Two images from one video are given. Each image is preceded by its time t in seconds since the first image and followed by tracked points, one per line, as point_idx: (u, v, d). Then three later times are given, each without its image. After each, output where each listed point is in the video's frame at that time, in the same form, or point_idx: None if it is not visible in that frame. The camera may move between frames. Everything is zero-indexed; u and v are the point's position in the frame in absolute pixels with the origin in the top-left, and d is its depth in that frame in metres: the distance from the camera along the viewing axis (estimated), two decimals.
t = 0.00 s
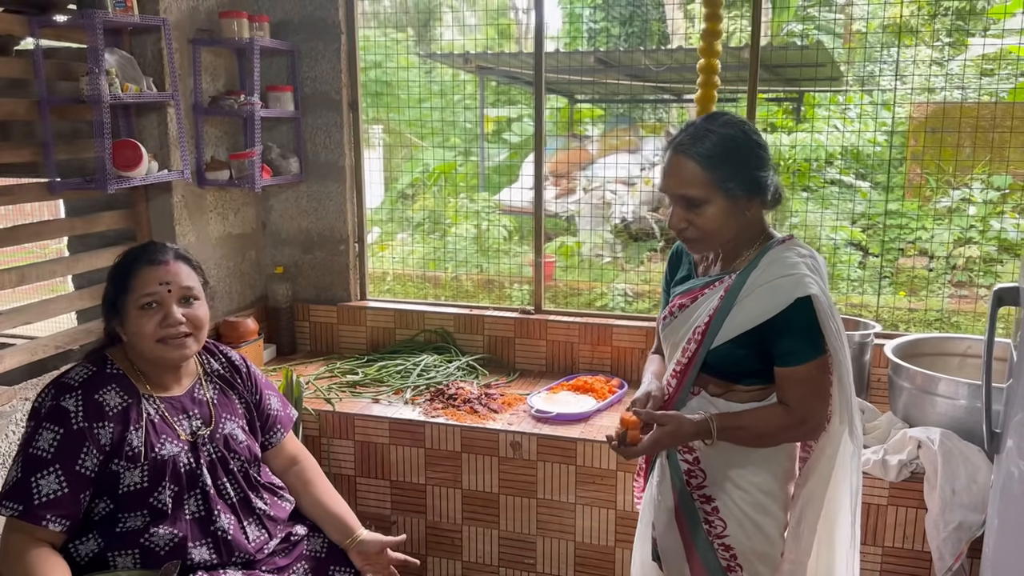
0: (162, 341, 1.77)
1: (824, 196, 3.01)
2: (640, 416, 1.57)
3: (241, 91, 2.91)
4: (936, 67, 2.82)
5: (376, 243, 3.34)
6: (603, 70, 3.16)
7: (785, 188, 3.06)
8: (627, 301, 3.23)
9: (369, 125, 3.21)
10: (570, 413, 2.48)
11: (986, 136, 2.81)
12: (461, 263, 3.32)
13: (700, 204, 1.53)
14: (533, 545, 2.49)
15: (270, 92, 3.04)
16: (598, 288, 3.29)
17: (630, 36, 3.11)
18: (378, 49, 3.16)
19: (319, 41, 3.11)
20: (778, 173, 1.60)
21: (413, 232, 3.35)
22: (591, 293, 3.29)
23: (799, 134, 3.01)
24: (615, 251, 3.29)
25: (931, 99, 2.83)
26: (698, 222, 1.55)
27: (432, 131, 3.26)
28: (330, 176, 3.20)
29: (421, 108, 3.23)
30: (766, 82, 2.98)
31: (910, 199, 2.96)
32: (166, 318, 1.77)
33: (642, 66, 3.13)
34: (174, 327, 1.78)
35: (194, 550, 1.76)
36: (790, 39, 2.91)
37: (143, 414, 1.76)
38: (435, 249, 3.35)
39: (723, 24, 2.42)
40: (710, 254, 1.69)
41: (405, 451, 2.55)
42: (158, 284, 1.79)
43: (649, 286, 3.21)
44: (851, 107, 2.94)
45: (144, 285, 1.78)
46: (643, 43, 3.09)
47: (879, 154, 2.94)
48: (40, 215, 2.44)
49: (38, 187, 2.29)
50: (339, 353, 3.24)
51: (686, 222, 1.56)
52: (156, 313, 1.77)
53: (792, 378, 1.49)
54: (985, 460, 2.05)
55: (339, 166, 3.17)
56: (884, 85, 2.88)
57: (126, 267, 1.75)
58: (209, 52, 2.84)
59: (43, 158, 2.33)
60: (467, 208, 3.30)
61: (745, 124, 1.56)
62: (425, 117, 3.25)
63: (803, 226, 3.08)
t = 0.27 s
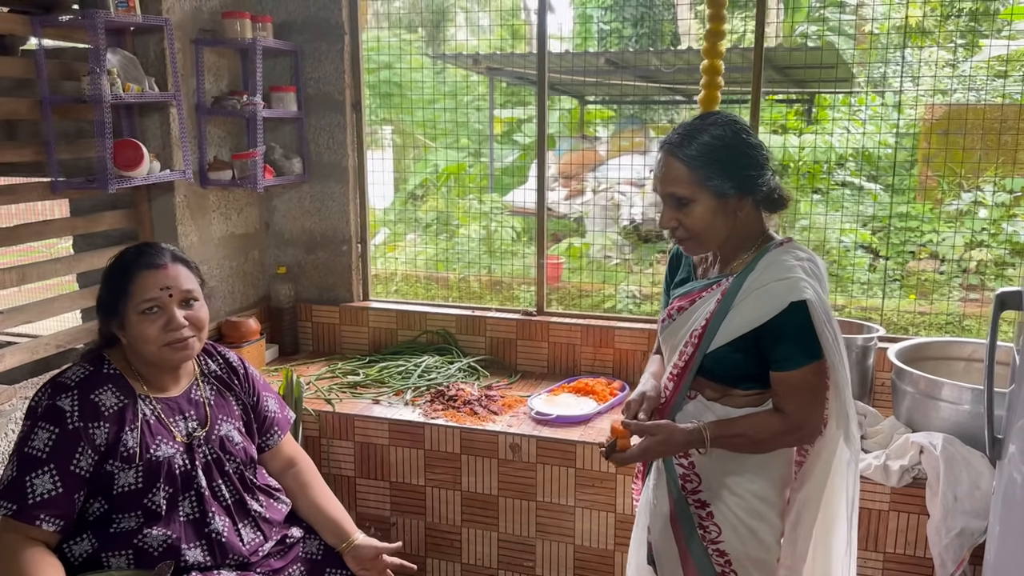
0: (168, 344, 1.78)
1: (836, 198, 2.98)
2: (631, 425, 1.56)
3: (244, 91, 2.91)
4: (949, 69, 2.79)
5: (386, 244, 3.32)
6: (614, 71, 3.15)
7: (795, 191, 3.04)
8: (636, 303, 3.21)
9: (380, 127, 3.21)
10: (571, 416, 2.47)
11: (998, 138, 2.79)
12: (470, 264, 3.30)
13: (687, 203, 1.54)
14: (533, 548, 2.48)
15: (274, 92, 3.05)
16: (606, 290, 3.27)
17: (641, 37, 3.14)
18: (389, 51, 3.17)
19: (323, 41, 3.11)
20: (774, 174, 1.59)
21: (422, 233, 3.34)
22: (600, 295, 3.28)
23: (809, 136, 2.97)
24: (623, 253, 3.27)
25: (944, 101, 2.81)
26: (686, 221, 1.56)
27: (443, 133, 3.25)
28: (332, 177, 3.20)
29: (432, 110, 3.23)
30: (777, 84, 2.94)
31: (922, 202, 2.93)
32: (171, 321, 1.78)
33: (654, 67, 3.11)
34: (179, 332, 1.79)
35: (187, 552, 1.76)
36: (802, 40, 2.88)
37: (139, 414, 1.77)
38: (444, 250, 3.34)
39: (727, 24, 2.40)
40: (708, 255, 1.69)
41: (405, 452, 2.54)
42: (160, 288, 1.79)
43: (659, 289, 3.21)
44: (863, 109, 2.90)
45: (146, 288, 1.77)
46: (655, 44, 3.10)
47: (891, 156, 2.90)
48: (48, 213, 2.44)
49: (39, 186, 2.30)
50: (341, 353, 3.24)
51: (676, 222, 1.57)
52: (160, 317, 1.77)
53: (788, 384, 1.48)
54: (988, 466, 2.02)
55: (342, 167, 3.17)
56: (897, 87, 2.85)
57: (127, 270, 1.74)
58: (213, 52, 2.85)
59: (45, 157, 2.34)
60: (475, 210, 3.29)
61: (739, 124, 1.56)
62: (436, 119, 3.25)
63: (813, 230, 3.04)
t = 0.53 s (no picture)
0: (170, 342, 1.79)
1: (845, 200, 2.93)
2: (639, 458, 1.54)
3: (248, 91, 2.92)
4: (960, 70, 2.77)
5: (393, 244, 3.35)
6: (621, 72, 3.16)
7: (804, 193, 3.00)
8: (643, 304, 3.16)
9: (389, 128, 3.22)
10: (571, 416, 2.46)
11: (1009, 140, 2.76)
12: (476, 264, 3.30)
13: (684, 211, 1.54)
14: (533, 549, 2.47)
15: (278, 92, 3.05)
16: (613, 290, 3.25)
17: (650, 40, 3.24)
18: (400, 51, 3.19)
19: (327, 40, 3.12)
20: (768, 171, 1.60)
21: (430, 232, 3.34)
22: (606, 295, 3.27)
23: (818, 137, 2.96)
24: (632, 254, 3.23)
25: (956, 103, 2.77)
26: (686, 227, 1.56)
27: (453, 133, 3.25)
28: (336, 176, 3.20)
29: (441, 110, 3.23)
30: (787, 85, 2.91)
31: (932, 203, 2.94)
32: (172, 320, 1.79)
33: (661, 68, 3.09)
34: (180, 329, 1.80)
35: (185, 550, 1.77)
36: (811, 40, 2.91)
37: (138, 412, 1.77)
38: (450, 250, 3.32)
39: (731, 24, 2.39)
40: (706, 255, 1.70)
41: (405, 452, 2.54)
42: (160, 287, 1.79)
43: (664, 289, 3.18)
44: (873, 110, 2.90)
45: (147, 287, 1.78)
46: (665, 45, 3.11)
47: (900, 158, 2.91)
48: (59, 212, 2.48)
49: (42, 185, 2.31)
50: (344, 352, 3.24)
51: (675, 229, 1.57)
52: (162, 316, 1.78)
53: (783, 386, 1.48)
54: (991, 470, 2.00)
55: (346, 166, 3.18)
56: (907, 88, 2.82)
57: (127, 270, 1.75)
58: (216, 52, 2.86)
59: (48, 156, 2.34)
60: (483, 210, 3.32)
61: (728, 125, 1.56)
62: (446, 119, 3.25)
63: (822, 231, 2.99)
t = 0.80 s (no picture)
0: (177, 340, 1.80)
1: (853, 201, 2.95)
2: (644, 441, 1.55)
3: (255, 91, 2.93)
4: (969, 71, 2.76)
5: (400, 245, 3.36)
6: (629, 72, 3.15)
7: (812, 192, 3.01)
8: (649, 305, 3.19)
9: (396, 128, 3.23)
10: (576, 416, 2.47)
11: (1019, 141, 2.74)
12: (482, 265, 3.29)
13: (700, 216, 1.54)
14: (538, 549, 2.47)
15: (285, 92, 3.06)
16: (619, 291, 3.26)
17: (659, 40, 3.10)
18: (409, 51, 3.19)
19: (333, 41, 3.13)
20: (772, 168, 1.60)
21: (437, 233, 3.33)
22: (612, 296, 3.27)
23: (826, 137, 2.95)
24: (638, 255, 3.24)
25: (964, 103, 2.77)
26: (701, 233, 1.55)
27: (461, 133, 3.23)
28: (343, 176, 3.21)
29: (449, 110, 3.22)
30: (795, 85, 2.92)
31: (940, 204, 2.93)
32: (180, 318, 1.80)
33: (668, 68, 3.09)
34: (188, 327, 1.81)
35: (191, 548, 1.77)
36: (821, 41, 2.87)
37: (145, 410, 1.79)
38: (457, 250, 3.32)
39: (738, 24, 2.38)
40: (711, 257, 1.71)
41: (410, 451, 2.55)
42: (169, 286, 1.80)
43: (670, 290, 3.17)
44: (881, 111, 2.89)
45: (155, 285, 1.79)
46: (672, 45, 3.07)
47: (909, 159, 2.88)
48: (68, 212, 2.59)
49: (51, 184, 2.32)
50: (350, 352, 3.25)
51: (691, 235, 1.56)
52: (170, 314, 1.79)
53: (787, 389, 1.48)
54: (997, 471, 1.99)
55: (353, 166, 3.19)
56: (915, 88, 2.82)
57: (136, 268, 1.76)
58: (224, 52, 2.87)
59: (57, 155, 2.36)
60: (489, 210, 3.29)
61: (731, 127, 1.56)
62: (454, 119, 3.24)
63: (829, 232, 2.99)
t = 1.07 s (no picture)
0: (182, 339, 1.80)
1: (857, 200, 2.93)
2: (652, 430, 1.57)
3: (260, 92, 2.93)
4: (973, 71, 2.75)
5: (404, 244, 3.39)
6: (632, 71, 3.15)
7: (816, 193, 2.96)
8: (653, 304, 3.18)
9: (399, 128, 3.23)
10: (581, 417, 2.47)
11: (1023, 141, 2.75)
12: (486, 264, 3.31)
13: (707, 215, 1.54)
14: (543, 549, 2.48)
15: (290, 92, 3.07)
16: (623, 291, 3.25)
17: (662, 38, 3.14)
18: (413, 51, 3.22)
19: (338, 41, 3.13)
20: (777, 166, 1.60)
21: (441, 232, 3.36)
22: (616, 295, 3.27)
23: (829, 137, 2.93)
24: (642, 255, 3.22)
25: (968, 102, 2.77)
26: (709, 232, 1.56)
27: (462, 133, 3.27)
28: (348, 177, 3.21)
29: (452, 110, 3.24)
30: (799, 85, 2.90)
31: (945, 204, 2.94)
32: (187, 317, 1.80)
33: (672, 67, 3.09)
34: (194, 327, 1.81)
35: (197, 548, 1.78)
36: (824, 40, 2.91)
37: (151, 411, 1.79)
38: (460, 250, 3.34)
39: (743, 24, 2.38)
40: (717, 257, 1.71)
41: (415, 451, 2.55)
42: (176, 286, 1.80)
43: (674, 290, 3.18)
44: (886, 110, 2.86)
45: (162, 284, 1.79)
46: (676, 44, 3.05)
47: (913, 159, 2.90)
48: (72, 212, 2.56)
49: (57, 184, 2.33)
50: (355, 352, 3.26)
51: (699, 234, 1.57)
52: (177, 313, 1.79)
53: (795, 387, 1.48)
54: (1003, 472, 1.98)
55: (358, 166, 3.19)
56: (919, 88, 2.80)
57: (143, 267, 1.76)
58: (229, 52, 2.88)
59: (63, 155, 2.36)
60: (493, 210, 3.37)
61: (738, 126, 1.56)
62: (456, 119, 3.26)
63: (833, 231, 3.00)
